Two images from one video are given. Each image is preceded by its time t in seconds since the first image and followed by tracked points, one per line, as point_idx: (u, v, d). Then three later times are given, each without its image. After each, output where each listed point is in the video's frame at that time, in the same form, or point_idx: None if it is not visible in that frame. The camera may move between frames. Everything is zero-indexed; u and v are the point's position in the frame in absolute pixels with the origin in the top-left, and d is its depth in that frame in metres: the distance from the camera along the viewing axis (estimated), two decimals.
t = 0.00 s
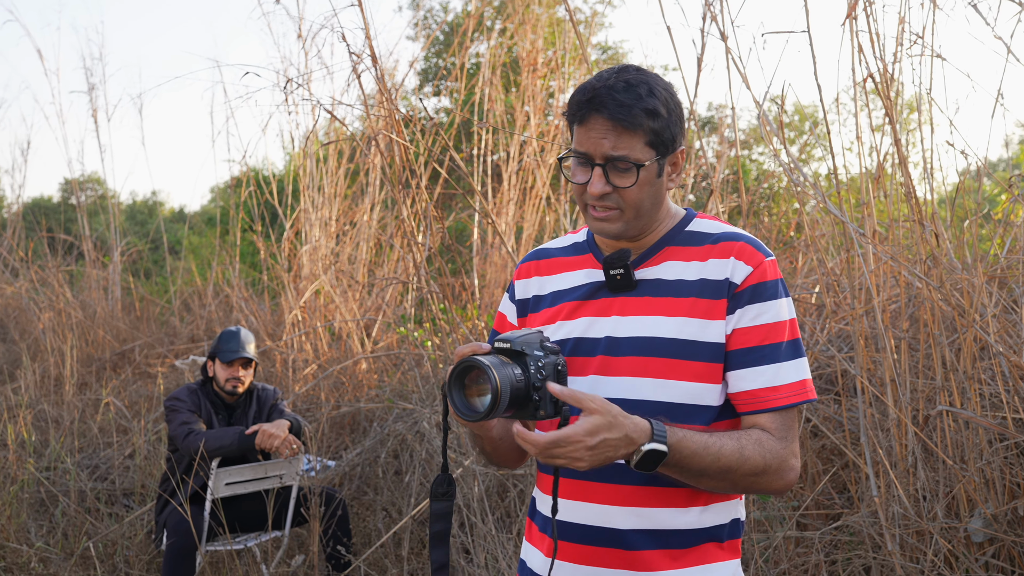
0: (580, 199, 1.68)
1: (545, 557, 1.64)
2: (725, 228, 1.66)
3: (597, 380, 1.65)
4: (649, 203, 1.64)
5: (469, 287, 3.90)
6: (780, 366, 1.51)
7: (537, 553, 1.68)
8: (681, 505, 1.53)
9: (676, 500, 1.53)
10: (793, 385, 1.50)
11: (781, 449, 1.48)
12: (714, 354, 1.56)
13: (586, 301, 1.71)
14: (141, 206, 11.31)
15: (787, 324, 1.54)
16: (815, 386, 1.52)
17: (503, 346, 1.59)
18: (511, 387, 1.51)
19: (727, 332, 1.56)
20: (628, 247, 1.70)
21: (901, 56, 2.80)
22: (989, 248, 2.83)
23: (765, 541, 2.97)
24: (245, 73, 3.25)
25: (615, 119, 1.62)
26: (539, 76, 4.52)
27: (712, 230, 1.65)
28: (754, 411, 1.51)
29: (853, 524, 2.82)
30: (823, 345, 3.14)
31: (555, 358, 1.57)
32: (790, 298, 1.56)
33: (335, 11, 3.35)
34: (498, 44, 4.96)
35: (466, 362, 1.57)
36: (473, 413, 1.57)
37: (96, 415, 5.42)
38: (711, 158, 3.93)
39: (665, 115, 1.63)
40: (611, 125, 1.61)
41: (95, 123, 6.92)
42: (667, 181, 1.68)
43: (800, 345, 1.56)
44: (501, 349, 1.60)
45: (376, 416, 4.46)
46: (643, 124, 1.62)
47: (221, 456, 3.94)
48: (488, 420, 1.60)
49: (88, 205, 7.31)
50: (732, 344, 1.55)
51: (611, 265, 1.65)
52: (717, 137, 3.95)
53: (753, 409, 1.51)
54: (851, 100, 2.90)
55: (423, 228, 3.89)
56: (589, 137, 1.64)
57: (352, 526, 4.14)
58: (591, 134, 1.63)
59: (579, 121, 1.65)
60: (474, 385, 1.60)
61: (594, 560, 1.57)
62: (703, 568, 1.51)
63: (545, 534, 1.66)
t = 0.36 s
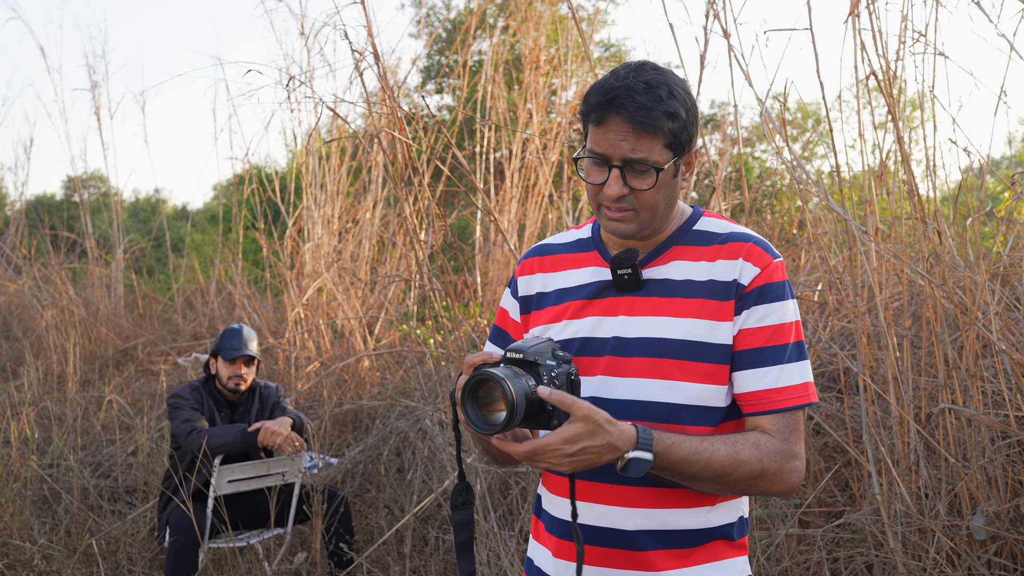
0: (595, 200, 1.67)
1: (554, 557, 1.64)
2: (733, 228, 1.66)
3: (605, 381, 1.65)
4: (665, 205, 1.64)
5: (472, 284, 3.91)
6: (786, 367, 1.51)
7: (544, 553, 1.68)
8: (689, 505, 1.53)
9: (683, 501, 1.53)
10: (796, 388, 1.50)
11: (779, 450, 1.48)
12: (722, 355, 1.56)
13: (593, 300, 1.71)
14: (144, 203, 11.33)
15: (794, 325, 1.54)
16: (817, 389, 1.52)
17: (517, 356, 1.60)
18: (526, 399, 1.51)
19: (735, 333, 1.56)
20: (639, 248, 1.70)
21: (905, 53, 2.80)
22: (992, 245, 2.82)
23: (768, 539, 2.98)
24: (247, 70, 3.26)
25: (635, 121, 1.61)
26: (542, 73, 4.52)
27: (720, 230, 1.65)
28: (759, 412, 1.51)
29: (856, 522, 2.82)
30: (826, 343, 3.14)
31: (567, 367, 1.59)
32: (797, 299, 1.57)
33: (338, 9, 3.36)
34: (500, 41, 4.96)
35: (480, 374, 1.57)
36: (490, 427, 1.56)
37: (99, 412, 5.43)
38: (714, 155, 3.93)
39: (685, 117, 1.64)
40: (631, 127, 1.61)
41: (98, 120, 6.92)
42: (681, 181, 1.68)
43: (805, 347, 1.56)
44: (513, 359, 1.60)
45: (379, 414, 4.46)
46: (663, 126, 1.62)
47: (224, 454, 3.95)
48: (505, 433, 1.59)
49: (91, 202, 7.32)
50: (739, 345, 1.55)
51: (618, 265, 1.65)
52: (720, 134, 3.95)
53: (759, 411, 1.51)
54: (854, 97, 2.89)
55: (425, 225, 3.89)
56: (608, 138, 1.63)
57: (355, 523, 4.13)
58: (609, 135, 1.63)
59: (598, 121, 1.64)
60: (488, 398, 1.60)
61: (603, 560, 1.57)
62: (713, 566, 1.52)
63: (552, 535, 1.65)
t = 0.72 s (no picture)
0: (598, 191, 1.68)
1: (554, 552, 1.65)
2: (737, 224, 1.66)
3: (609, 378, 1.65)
4: (669, 199, 1.64)
5: (475, 283, 3.91)
6: (793, 365, 1.51)
7: (545, 548, 1.69)
8: (690, 501, 1.53)
9: (685, 497, 1.53)
10: (806, 385, 1.51)
11: (801, 439, 1.49)
12: (728, 353, 1.56)
13: (596, 295, 1.71)
14: (148, 201, 11.34)
15: (800, 323, 1.55)
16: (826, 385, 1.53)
17: (522, 350, 1.62)
18: (533, 390, 1.56)
19: (741, 331, 1.56)
20: (642, 243, 1.70)
21: (907, 52, 2.79)
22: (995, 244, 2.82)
23: (770, 537, 2.98)
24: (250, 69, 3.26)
25: (641, 113, 1.62)
26: (545, 72, 4.51)
27: (724, 227, 1.65)
28: (769, 410, 1.52)
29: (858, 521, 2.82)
30: (828, 342, 3.13)
31: (573, 363, 1.61)
32: (803, 297, 1.57)
33: (340, 7, 3.36)
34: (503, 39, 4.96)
35: (489, 367, 1.61)
36: (496, 420, 1.61)
37: (102, 410, 5.44)
38: (716, 154, 3.93)
39: (690, 110, 1.64)
40: (636, 119, 1.62)
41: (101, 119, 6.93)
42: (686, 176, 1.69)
43: (811, 345, 1.57)
44: (521, 352, 1.63)
45: (382, 412, 4.47)
46: (668, 119, 1.62)
47: (227, 452, 3.96)
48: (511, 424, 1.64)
49: (94, 200, 7.33)
50: (745, 343, 1.56)
51: (622, 260, 1.64)
52: (723, 132, 3.94)
53: (767, 409, 1.52)
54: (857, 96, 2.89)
55: (428, 223, 3.90)
56: (613, 130, 1.64)
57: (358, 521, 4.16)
58: (615, 127, 1.63)
59: (604, 113, 1.65)
60: (497, 388, 1.64)
61: (603, 556, 1.57)
62: (713, 563, 1.52)
63: (553, 530, 1.66)
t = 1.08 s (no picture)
0: (612, 172, 1.68)
1: (559, 551, 1.65)
2: (738, 223, 1.67)
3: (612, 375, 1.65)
4: (679, 183, 1.67)
5: (477, 281, 3.91)
6: (790, 360, 1.51)
7: (549, 548, 1.68)
8: (698, 500, 1.54)
9: (692, 495, 1.54)
10: (799, 381, 1.50)
11: (789, 435, 1.47)
12: (729, 349, 1.56)
13: (598, 295, 1.71)
14: (151, 200, 11.36)
15: (798, 319, 1.54)
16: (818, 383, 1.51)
17: (539, 339, 1.61)
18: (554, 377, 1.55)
19: (742, 327, 1.57)
20: (645, 241, 1.72)
21: (911, 50, 2.79)
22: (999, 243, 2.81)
23: (773, 536, 2.98)
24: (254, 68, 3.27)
25: (655, 94, 1.66)
26: (548, 71, 4.51)
27: (725, 226, 1.66)
28: (762, 403, 1.51)
29: (862, 520, 2.82)
30: (831, 341, 3.13)
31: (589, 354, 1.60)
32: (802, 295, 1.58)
33: (343, 6, 3.36)
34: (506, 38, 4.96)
35: (509, 352, 1.60)
36: (516, 407, 1.59)
37: (106, 409, 5.46)
38: (720, 152, 3.93)
39: (699, 95, 1.70)
40: (652, 97, 1.65)
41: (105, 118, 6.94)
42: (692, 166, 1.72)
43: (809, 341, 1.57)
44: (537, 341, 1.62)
45: (385, 411, 4.48)
46: (682, 99, 1.67)
47: (230, 451, 3.97)
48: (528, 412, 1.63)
49: (98, 199, 7.35)
50: (745, 339, 1.56)
51: (624, 259, 1.64)
52: (726, 131, 3.94)
53: (761, 402, 1.51)
54: (860, 94, 2.89)
55: (431, 222, 3.90)
56: (629, 109, 1.66)
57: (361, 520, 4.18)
58: (630, 106, 1.66)
59: (618, 95, 1.68)
60: (514, 375, 1.63)
61: (609, 555, 1.57)
62: (720, 562, 1.52)
63: (558, 530, 1.66)
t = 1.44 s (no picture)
0: (619, 164, 1.73)
1: (565, 548, 1.63)
2: (737, 220, 1.68)
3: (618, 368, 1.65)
4: (683, 179, 1.72)
5: (481, 280, 3.92)
6: (797, 348, 1.52)
7: (553, 546, 1.67)
8: (706, 492, 1.55)
9: (701, 488, 1.55)
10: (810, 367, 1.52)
11: (810, 416, 1.48)
12: (734, 341, 1.57)
13: (601, 291, 1.72)
14: (155, 198, 11.39)
15: (802, 311, 1.56)
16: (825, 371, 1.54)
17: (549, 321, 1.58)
18: (565, 357, 1.53)
19: (747, 318, 1.57)
20: (647, 238, 1.74)
21: (914, 49, 2.79)
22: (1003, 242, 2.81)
23: (777, 535, 2.98)
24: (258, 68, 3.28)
25: (661, 89, 1.73)
26: (551, 70, 4.52)
27: (725, 222, 1.68)
28: (776, 390, 1.51)
29: (865, 519, 2.82)
30: (835, 340, 3.13)
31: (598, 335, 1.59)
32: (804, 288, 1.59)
33: (347, 6, 3.37)
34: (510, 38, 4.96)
35: (519, 333, 1.59)
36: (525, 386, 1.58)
37: (110, 408, 5.48)
38: (723, 151, 3.93)
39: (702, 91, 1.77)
40: (658, 92, 1.72)
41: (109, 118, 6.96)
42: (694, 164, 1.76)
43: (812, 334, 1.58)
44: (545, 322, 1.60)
45: (389, 410, 4.49)
46: (687, 93, 1.74)
47: (235, 449, 3.99)
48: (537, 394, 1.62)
49: (102, 199, 7.37)
50: (751, 329, 1.56)
51: (628, 254, 1.65)
52: (730, 130, 3.94)
53: (773, 390, 1.51)
54: (864, 93, 2.89)
55: (435, 221, 3.91)
56: (636, 101, 1.72)
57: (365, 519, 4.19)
58: (638, 99, 1.73)
59: (625, 89, 1.75)
60: (524, 355, 1.61)
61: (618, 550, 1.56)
62: (727, 556, 1.53)
63: (563, 527, 1.65)
